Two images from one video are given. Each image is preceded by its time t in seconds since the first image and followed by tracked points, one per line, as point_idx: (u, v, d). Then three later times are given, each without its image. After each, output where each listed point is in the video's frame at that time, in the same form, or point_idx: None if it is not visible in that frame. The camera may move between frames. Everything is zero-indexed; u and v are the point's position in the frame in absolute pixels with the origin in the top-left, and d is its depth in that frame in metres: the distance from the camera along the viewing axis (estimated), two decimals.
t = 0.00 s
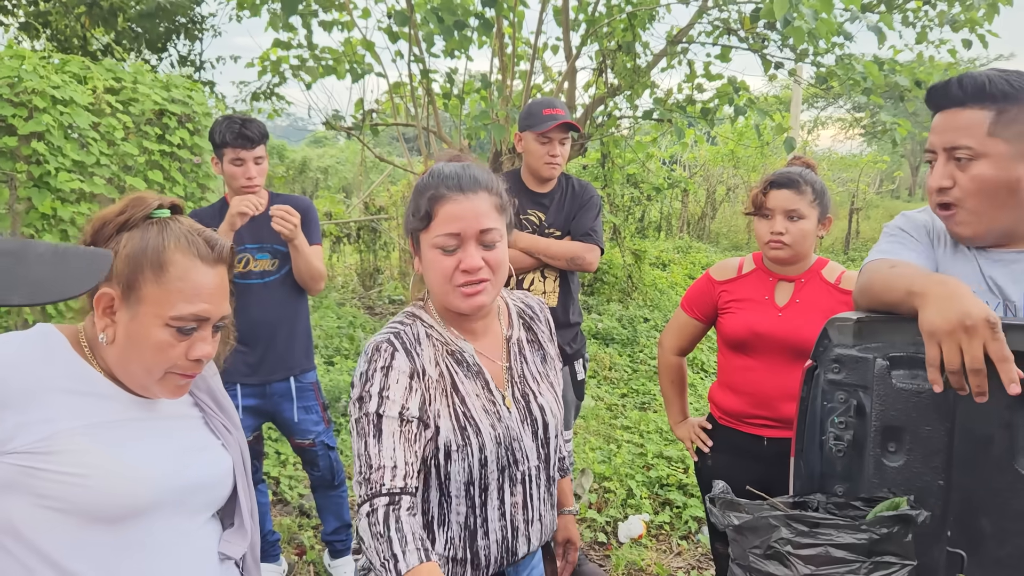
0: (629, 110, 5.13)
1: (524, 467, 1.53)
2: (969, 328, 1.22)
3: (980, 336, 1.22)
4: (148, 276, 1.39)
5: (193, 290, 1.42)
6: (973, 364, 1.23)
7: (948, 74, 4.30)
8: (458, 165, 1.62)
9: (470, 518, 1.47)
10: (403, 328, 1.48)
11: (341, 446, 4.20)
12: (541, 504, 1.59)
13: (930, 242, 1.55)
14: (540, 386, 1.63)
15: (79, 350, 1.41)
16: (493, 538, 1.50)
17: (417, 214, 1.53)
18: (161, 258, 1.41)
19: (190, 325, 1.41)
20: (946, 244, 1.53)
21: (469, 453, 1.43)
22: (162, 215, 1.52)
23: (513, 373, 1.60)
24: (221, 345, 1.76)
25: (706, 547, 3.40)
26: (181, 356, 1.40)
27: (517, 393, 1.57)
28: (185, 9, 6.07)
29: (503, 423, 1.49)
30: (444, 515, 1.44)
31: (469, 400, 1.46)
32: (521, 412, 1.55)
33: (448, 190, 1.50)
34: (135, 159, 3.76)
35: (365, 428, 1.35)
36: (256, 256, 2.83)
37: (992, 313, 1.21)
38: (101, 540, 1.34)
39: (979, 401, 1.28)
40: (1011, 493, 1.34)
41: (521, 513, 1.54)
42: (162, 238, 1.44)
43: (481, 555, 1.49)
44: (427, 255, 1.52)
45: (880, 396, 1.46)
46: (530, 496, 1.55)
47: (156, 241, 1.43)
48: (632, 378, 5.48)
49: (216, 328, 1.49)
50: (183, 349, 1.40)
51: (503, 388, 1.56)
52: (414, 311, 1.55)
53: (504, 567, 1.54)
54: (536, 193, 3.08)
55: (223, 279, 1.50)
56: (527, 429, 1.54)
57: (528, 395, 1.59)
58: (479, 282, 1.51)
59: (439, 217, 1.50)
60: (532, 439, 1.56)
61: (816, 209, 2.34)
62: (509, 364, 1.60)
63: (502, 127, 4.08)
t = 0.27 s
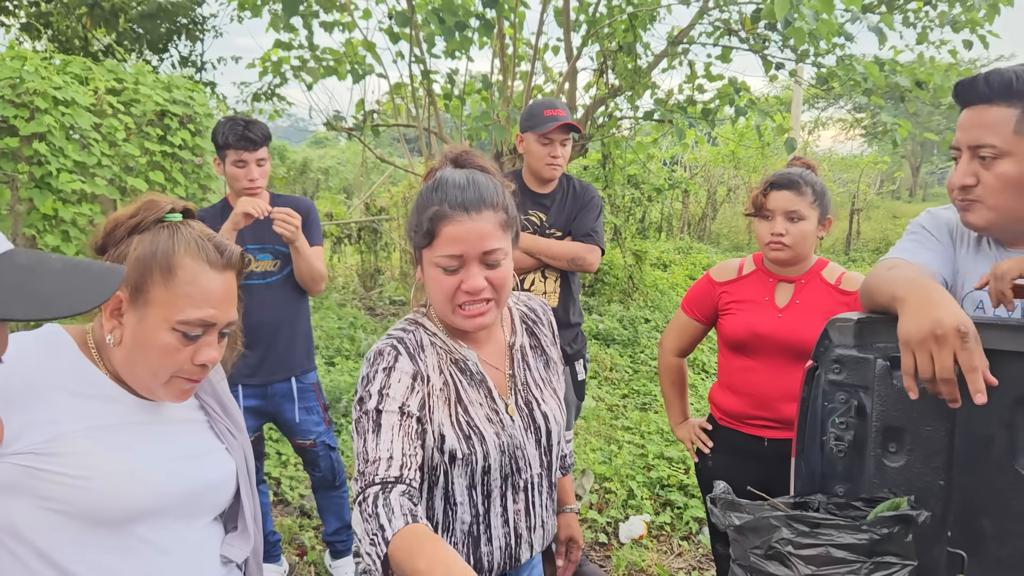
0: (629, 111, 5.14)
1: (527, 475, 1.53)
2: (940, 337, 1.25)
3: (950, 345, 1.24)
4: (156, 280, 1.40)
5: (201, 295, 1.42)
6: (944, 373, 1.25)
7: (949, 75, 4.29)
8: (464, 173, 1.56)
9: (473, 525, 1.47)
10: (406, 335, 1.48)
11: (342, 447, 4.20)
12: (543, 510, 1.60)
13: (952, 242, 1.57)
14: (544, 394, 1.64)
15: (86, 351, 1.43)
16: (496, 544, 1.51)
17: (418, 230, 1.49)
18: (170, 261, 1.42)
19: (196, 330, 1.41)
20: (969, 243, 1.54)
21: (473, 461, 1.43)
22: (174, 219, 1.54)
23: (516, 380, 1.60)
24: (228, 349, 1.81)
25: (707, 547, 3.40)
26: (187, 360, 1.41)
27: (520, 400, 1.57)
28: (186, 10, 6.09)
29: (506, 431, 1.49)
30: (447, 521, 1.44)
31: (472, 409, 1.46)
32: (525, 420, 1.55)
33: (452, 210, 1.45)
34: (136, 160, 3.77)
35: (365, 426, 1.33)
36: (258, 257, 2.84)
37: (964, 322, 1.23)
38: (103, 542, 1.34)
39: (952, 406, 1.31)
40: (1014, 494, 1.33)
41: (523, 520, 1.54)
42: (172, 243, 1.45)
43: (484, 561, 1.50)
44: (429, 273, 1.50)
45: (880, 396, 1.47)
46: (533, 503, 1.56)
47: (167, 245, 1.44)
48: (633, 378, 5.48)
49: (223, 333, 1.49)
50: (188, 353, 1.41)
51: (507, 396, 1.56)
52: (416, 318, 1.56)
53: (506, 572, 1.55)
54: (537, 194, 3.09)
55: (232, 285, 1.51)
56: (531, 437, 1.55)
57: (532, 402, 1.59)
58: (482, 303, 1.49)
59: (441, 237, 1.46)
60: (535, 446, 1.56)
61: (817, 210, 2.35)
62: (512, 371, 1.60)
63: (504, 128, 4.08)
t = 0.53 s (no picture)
0: (630, 112, 5.14)
1: (536, 490, 1.53)
2: (918, 348, 1.29)
3: (927, 356, 1.28)
4: (152, 274, 1.43)
5: (195, 290, 1.44)
6: (922, 385, 1.29)
7: (949, 76, 4.29)
8: (477, 182, 1.55)
9: (479, 542, 1.46)
10: (418, 353, 1.45)
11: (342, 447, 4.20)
12: (549, 523, 1.60)
13: (976, 244, 1.58)
14: (553, 407, 1.64)
15: (80, 355, 1.40)
16: (501, 559, 1.51)
17: (430, 244, 1.47)
18: (166, 256, 1.44)
19: (191, 325, 1.42)
20: (992, 248, 1.54)
21: (485, 483, 1.42)
22: (170, 214, 1.55)
23: (527, 395, 1.60)
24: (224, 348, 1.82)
25: (708, 548, 3.40)
26: (181, 356, 1.41)
27: (531, 416, 1.57)
28: (187, 11, 6.09)
29: (517, 450, 1.49)
30: (455, 542, 1.43)
31: (484, 429, 1.45)
32: (535, 436, 1.55)
33: (464, 224, 1.43)
34: (137, 161, 3.77)
35: (377, 458, 1.31)
36: (259, 258, 2.83)
37: (942, 333, 1.27)
38: (107, 549, 1.34)
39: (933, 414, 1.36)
40: (1012, 495, 1.32)
41: (529, 535, 1.55)
42: (168, 237, 1.47)
43: None
44: (440, 287, 1.48)
45: (881, 397, 1.46)
46: (540, 518, 1.56)
47: (163, 241, 1.46)
48: (634, 379, 5.48)
49: (218, 330, 1.50)
50: (184, 348, 1.41)
51: (517, 411, 1.56)
52: (424, 333, 1.52)
53: None
54: (538, 195, 3.09)
55: (227, 279, 1.52)
56: (540, 453, 1.55)
57: (542, 417, 1.59)
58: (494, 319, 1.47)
59: (453, 252, 1.44)
60: (545, 462, 1.56)
61: (818, 211, 2.35)
62: (522, 387, 1.60)
63: (504, 128, 4.08)
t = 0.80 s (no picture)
0: (631, 112, 5.14)
1: (537, 498, 1.53)
2: (929, 358, 1.29)
3: (938, 366, 1.28)
4: (134, 270, 1.42)
5: (179, 284, 1.44)
6: (933, 397, 1.29)
7: (950, 76, 4.28)
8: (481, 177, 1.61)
9: (478, 547, 1.47)
10: (424, 351, 1.47)
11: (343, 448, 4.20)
12: (550, 532, 1.60)
13: (983, 243, 1.56)
14: (561, 416, 1.63)
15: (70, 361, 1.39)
16: (500, 566, 1.51)
17: (437, 231, 1.52)
18: (147, 251, 1.43)
19: (177, 320, 1.43)
20: (1001, 247, 1.51)
21: (484, 487, 1.42)
22: (153, 208, 1.53)
23: (533, 401, 1.59)
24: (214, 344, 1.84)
25: (709, 549, 3.40)
26: (169, 352, 1.41)
27: (536, 424, 1.56)
28: (188, 11, 6.10)
29: (519, 456, 1.49)
30: (452, 542, 1.44)
31: (486, 432, 1.45)
32: (540, 443, 1.55)
33: (467, 204, 1.49)
34: (137, 161, 3.77)
35: (373, 448, 1.30)
36: (259, 258, 2.83)
37: (953, 344, 1.27)
38: (109, 555, 1.34)
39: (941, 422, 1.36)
40: (1013, 495, 1.35)
41: (529, 543, 1.54)
42: (150, 231, 1.46)
43: None
44: (447, 273, 1.50)
45: (882, 398, 1.44)
46: (540, 526, 1.56)
47: (144, 235, 1.44)
48: (634, 380, 5.47)
49: (206, 324, 1.50)
50: (171, 343, 1.41)
51: (522, 418, 1.56)
52: (433, 330, 1.56)
53: None
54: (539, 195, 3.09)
55: (213, 273, 1.52)
56: (544, 461, 1.54)
57: (548, 425, 1.58)
58: (501, 300, 1.48)
59: (458, 232, 1.48)
60: (548, 471, 1.56)
61: (818, 211, 2.35)
62: (529, 393, 1.59)
63: (505, 129, 4.07)
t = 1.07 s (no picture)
0: (631, 113, 5.14)
1: (537, 493, 1.53)
2: (972, 352, 1.25)
3: (982, 360, 1.25)
4: (126, 266, 1.42)
5: (173, 278, 1.44)
6: (978, 389, 1.26)
7: (951, 77, 4.28)
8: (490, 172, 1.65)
9: (480, 530, 1.47)
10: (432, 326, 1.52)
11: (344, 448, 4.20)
12: (551, 532, 1.58)
13: (963, 243, 1.57)
14: (566, 415, 1.63)
15: (64, 369, 1.39)
16: (499, 555, 1.50)
17: (446, 221, 1.56)
18: (139, 246, 1.43)
19: (173, 314, 1.42)
20: (980, 247, 1.54)
21: (483, 466, 1.44)
22: (143, 204, 1.53)
23: (538, 397, 1.60)
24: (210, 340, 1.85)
25: (710, 549, 3.40)
26: (167, 348, 1.39)
27: (538, 419, 1.57)
28: (189, 12, 6.11)
29: (519, 447, 1.50)
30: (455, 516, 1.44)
31: (488, 416, 1.48)
32: (541, 438, 1.56)
33: (476, 195, 1.52)
34: (139, 162, 3.78)
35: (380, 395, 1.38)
36: (260, 259, 2.83)
37: (994, 335, 1.25)
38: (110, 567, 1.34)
39: (985, 418, 1.32)
40: (1015, 496, 1.36)
41: (528, 536, 1.53)
42: (141, 227, 1.45)
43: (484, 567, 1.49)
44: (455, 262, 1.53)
45: (884, 398, 1.43)
46: (540, 522, 1.55)
47: (135, 230, 1.44)
48: (635, 380, 5.48)
49: (203, 320, 1.49)
50: (168, 338, 1.40)
51: (525, 412, 1.57)
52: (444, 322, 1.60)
53: None
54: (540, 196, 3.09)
55: (207, 265, 1.51)
56: (544, 457, 1.55)
57: (551, 422, 1.59)
58: (507, 290, 1.50)
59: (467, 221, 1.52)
60: (548, 467, 1.56)
61: (819, 212, 2.35)
62: (533, 387, 1.61)
63: (506, 130, 4.07)
